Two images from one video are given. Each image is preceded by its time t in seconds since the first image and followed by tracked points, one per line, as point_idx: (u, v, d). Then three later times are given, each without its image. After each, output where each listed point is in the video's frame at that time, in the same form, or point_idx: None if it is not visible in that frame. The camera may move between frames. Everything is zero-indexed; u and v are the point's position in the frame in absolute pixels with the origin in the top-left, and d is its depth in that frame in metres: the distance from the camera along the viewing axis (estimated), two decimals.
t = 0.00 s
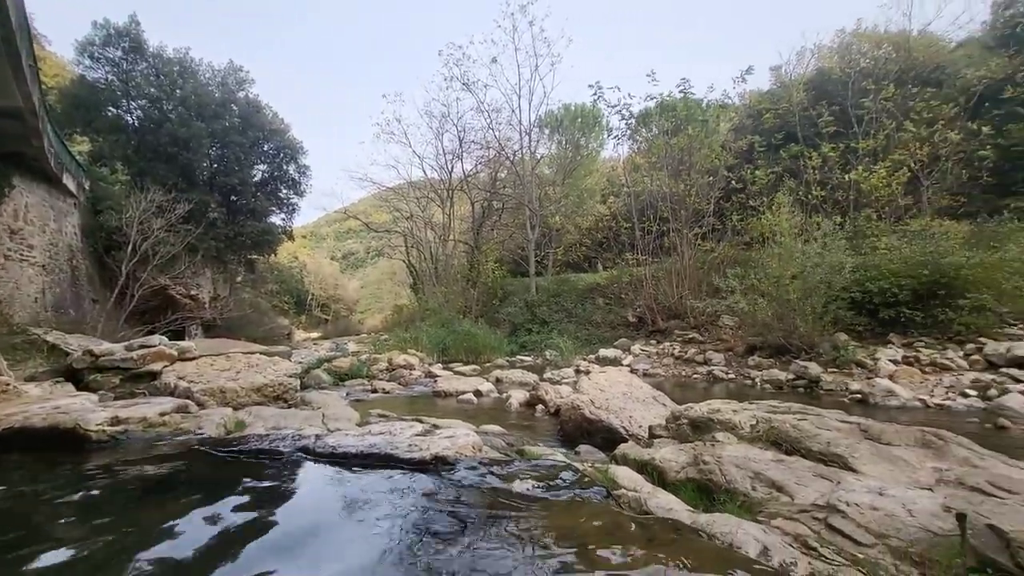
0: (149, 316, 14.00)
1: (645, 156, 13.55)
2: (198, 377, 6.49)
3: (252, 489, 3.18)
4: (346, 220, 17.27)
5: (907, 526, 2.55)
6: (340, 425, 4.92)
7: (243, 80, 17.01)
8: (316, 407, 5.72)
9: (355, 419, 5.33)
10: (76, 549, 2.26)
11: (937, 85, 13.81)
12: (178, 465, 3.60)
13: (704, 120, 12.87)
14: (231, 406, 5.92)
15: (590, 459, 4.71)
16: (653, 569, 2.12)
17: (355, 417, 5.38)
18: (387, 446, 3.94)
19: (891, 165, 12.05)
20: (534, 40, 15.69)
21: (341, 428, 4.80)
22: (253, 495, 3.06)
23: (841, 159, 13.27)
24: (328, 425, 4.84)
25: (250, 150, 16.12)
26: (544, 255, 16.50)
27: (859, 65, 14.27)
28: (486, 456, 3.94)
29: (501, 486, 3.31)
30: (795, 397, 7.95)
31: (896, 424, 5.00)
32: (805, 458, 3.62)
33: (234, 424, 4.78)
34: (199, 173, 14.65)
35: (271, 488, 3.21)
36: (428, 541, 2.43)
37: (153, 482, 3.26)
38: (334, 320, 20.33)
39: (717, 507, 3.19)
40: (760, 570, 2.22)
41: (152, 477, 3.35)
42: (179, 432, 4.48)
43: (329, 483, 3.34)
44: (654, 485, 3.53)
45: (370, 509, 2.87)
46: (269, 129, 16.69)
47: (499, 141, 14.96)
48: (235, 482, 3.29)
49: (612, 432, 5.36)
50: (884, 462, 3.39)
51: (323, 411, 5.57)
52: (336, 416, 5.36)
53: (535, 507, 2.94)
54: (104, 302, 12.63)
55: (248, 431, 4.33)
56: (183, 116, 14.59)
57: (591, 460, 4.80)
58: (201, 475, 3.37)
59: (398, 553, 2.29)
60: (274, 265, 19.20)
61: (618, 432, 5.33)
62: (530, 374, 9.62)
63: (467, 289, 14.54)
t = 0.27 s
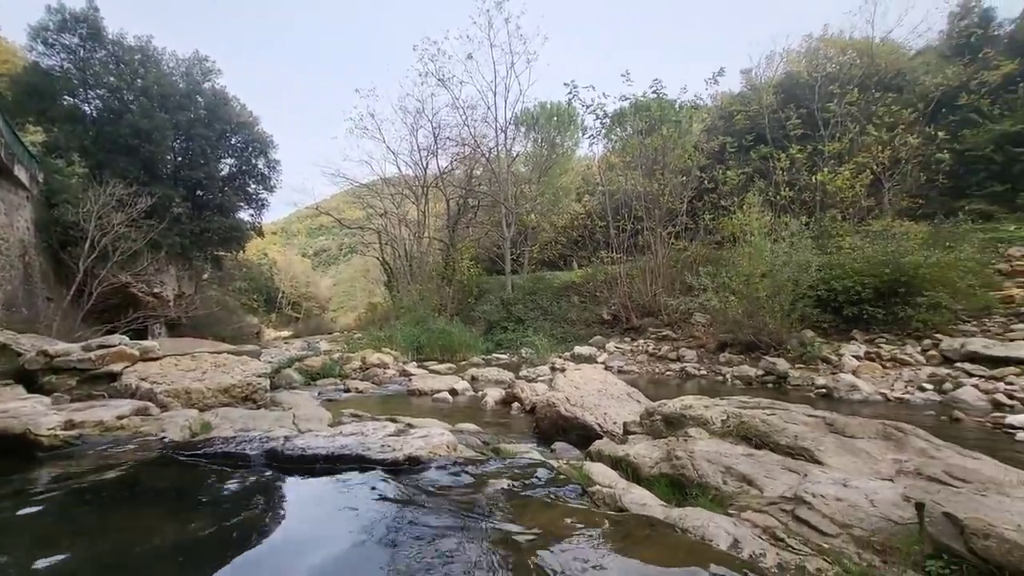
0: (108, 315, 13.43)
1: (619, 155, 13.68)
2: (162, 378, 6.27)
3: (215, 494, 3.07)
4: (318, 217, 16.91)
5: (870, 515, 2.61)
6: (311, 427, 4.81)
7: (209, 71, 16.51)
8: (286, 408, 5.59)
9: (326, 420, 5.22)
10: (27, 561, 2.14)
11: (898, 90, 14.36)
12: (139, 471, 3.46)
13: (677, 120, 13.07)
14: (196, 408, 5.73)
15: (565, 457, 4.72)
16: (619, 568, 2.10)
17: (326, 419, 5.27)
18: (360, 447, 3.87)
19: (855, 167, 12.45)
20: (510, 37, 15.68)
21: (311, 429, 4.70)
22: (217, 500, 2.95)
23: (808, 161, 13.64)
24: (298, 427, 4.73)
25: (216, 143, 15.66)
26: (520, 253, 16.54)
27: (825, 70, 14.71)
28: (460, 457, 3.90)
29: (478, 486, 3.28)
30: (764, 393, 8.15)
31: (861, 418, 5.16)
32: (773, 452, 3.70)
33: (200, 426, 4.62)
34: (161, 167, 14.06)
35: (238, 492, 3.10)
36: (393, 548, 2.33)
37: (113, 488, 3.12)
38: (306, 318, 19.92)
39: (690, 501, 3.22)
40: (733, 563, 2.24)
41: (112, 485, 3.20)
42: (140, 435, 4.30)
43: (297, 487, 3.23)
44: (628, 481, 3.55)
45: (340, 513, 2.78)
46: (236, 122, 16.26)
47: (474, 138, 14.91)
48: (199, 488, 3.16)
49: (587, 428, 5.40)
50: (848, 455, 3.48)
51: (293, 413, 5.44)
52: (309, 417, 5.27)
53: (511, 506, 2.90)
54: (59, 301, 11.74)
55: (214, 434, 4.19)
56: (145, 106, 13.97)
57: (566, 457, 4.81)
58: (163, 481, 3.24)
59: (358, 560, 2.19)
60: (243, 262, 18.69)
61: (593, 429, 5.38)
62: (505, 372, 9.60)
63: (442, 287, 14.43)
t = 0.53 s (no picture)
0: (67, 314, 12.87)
1: (595, 154, 13.78)
2: (124, 379, 6.03)
3: (182, 496, 2.96)
4: (290, 213, 16.52)
5: (836, 505, 2.68)
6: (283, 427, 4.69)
7: (175, 61, 15.97)
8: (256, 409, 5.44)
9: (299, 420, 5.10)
10: None
11: (863, 94, 14.84)
12: (100, 475, 3.31)
13: (652, 120, 13.22)
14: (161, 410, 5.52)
15: (542, 454, 4.72)
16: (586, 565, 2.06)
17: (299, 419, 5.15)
18: (333, 447, 3.79)
19: (823, 167, 12.80)
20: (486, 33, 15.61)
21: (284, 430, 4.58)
22: (184, 502, 2.85)
23: (778, 161, 13.97)
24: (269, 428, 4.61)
25: (183, 137, 15.18)
26: (497, 251, 16.56)
27: (795, 73, 15.10)
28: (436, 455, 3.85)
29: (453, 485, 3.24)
30: (736, 388, 8.33)
31: (828, 411, 5.31)
32: (745, 446, 3.77)
33: (166, 429, 4.45)
34: (123, 161, 13.43)
35: (205, 495, 3.00)
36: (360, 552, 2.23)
37: (72, 493, 2.99)
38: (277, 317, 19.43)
39: (665, 495, 3.26)
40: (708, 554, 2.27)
41: (68, 490, 3.05)
42: (102, 440, 4.12)
43: (269, 488, 3.14)
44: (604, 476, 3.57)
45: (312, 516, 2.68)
46: (203, 114, 15.78)
47: (450, 135, 14.79)
48: (164, 492, 3.05)
49: (564, 425, 5.40)
50: (817, 447, 3.57)
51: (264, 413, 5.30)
52: (279, 417, 5.13)
53: (489, 504, 2.88)
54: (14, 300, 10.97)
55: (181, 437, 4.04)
56: (105, 97, 13.26)
57: (543, 454, 4.81)
58: (126, 484, 3.12)
59: (319, 566, 2.09)
60: (212, 259, 18.15)
61: (570, 425, 5.38)
62: (482, 369, 9.55)
63: (418, 284, 14.28)
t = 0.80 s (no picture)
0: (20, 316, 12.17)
1: (571, 154, 13.84)
2: (84, 381, 5.77)
3: (144, 502, 2.84)
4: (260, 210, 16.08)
5: (803, 498, 2.70)
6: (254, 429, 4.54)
7: (136, 51, 15.35)
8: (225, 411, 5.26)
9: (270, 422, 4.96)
10: None
11: (830, 98, 15.30)
12: (56, 482, 3.15)
13: (627, 120, 13.34)
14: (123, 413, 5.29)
15: (519, 452, 4.70)
16: (543, 567, 2.02)
17: (270, 420, 5.00)
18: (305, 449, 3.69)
19: (791, 169, 13.14)
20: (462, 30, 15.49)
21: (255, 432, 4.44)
22: (145, 509, 2.73)
23: (749, 163, 14.27)
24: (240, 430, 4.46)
25: (146, 129, 14.61)
26: (473, 249, 16.50)
27: (764, 76, 15.47)
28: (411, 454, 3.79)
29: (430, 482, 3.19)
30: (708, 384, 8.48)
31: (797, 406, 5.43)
32: (717, 441, 3.83)
33: (128, 432, 4.25)
34: (81, 154, 12.76)
35: (167, 500, 2.88)
36: (320, 566, 2.12)
37: (25, 503, 2.84)
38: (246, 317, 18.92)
39: (640, 491, 3.28)
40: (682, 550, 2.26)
41: (20, 499, 2.90)
42: (58, 445, 3.92)
43: (238, 491, 3.04)
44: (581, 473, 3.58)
45: (283, 525, 2.58)
46: (167, 106, 15.23)
47: (425, 132, 14.63)
48: (125, 498, 2.92)
49: (540, 423, 5.39)
50: (786, 441, 3.65)
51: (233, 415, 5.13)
52: (249, 419, 4.98)
53: (465, 503, 2.84)
54: None
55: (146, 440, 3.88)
56: (61, 86, 12.60)
57: (520, 453, 4.79)
58: (84, 492, 2.97)
59: None
60: (177, 256, 17.55)
61: (546, 423, 5.36)
62: (458, 368, 9.48)
63: (392, 283, 14.09)
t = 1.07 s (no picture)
0: None
1: (546, 152, 13.87)
2: (38, 385, 5.47)
3: (100, 511, 2.69)
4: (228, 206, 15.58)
5: (773, 490, 2.75)
6: (222, 432, 4.37)
7: (95, 40, 14.62)
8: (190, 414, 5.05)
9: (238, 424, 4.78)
10: None
11: (798, 101, 15.73)
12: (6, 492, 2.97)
13: (602, 119, 13.42)
14: (81, 418, 5.04)
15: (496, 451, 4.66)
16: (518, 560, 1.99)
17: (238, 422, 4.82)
18: (274, 451, 3.57)
19: (761, 169, 13.45)
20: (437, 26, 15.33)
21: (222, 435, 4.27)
22: (101, 518, 2.59)
23: (720, 163, 14.54)
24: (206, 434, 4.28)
25: (105, 122, 13.97)
26: (449, 248, 16.41)
27: (735, 78, 15.80)
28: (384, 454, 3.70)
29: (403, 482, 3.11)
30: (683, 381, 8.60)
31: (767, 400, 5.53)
32: (691, 436, 3.86)
33: (87, 438, 4.05)
34: (37, 146, 12.07)
35: (126, 508, 2.74)
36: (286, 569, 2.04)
37: None
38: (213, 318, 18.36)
39: (616, 487, 3.28)
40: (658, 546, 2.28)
41: None
42: (9, 452, 3.70)
43: (202, 498, 2.91)
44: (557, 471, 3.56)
45: (249, 529, 2.48)
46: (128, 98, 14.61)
47: (400, 129, 14.43)
48: (80, 506, 2.76)
49: (517, 421, 5.34)
50: (757, 436, 3.71)
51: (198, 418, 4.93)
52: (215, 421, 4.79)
53: (439, 502, 2.79)
54: None
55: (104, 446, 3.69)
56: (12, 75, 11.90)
57: (496, 451, 4.74)
58: (35, 502, 2.80)
59: None
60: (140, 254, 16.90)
61: (523, 421, 5.32)
62: (434, 367, 9.37)
63: (367, 282, 13.86)
